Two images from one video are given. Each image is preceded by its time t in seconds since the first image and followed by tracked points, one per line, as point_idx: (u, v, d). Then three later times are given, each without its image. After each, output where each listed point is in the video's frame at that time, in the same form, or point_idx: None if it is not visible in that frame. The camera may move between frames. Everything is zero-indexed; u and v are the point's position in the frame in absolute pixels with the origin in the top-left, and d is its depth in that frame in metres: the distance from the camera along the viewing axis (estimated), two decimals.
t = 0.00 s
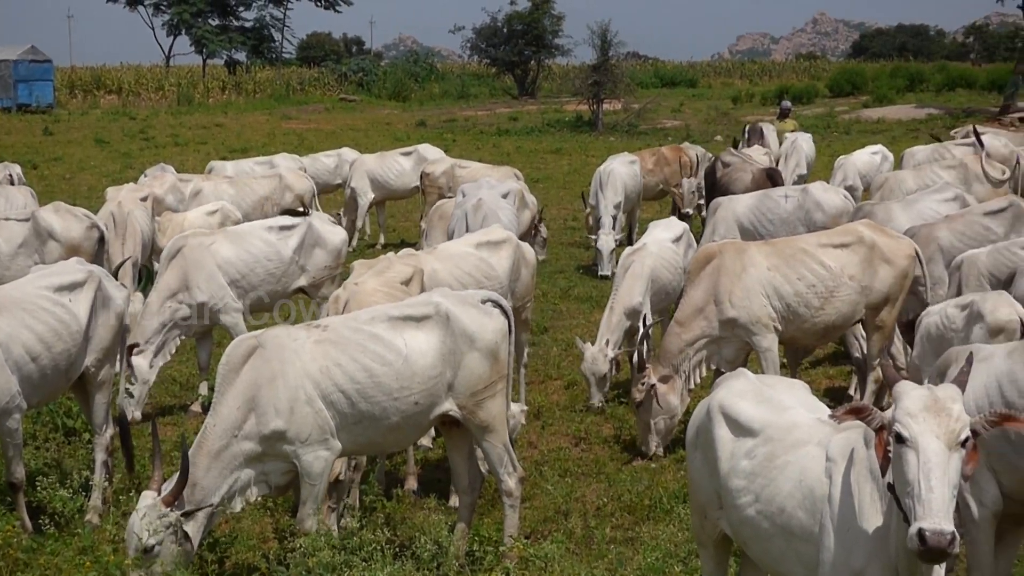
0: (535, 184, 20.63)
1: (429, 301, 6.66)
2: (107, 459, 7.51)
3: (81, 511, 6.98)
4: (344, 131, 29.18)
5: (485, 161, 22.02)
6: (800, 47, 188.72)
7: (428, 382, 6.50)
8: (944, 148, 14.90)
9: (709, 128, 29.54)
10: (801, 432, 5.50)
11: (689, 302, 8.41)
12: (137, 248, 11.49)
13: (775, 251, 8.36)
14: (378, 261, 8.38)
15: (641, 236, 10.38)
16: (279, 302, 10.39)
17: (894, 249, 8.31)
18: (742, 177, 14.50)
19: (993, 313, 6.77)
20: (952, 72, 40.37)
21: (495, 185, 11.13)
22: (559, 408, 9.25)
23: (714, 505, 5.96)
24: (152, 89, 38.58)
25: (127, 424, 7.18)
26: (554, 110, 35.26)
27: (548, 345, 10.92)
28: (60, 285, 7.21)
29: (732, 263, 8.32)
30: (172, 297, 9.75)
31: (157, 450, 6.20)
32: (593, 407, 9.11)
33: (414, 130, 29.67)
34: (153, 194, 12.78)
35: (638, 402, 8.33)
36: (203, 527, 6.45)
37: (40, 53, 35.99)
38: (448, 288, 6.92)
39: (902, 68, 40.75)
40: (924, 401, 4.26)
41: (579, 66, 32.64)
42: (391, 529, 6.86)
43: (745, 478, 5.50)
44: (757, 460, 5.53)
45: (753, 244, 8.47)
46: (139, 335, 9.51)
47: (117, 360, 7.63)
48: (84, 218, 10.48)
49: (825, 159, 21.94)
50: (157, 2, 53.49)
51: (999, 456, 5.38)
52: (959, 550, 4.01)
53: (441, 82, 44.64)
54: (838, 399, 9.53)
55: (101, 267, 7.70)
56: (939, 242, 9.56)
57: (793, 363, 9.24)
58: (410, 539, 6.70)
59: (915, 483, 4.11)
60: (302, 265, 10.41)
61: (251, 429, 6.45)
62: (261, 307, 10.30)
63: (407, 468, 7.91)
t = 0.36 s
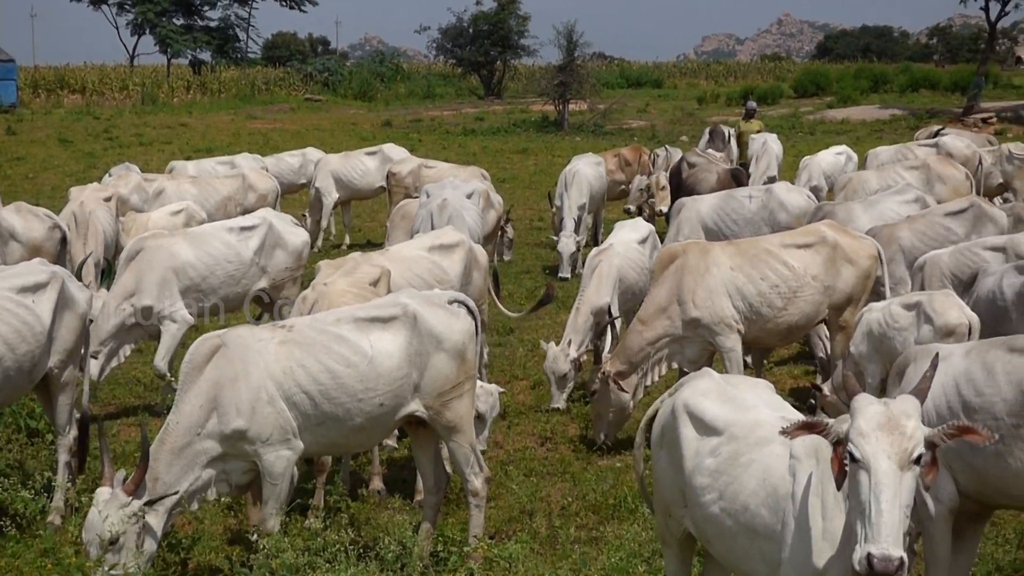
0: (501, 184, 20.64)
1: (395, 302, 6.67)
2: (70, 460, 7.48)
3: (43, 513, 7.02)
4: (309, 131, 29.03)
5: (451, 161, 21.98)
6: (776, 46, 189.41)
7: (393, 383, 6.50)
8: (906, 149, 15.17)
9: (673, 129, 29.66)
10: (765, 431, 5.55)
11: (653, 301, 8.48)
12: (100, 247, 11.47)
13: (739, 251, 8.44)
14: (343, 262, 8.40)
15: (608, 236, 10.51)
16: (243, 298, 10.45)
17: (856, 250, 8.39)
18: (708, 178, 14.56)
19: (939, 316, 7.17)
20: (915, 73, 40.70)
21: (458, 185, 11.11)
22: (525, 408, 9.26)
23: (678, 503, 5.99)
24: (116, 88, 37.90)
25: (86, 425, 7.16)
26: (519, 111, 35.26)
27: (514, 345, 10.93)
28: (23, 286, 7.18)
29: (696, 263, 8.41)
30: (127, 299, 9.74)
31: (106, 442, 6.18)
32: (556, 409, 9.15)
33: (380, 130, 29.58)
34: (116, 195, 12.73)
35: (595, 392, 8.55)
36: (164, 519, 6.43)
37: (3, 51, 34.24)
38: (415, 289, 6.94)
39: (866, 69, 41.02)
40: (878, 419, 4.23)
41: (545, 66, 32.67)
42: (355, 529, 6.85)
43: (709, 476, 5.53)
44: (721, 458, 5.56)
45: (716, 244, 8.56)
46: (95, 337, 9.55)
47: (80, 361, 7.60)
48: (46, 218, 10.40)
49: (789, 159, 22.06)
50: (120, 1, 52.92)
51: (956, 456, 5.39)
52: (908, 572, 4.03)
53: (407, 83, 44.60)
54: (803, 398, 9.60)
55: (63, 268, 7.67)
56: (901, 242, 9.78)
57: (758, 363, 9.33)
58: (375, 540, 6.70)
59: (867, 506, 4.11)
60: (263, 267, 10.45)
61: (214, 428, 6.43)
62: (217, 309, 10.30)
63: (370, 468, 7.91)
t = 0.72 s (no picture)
0: (473, 183, 20.63)
1: (364, 302, 6.68)
2: (40, 459, 7.45)
3: (14, 513, 6.99)
4: (280, 130, 28.97)
5: (422, 160, 21.97)
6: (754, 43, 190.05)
7: (362, 384, 6.50)
8: (876, 149, 15.27)
9: (644, 127, 29.77)
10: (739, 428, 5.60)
11: (621, 299, 8.54)
12: (71, 245, 11.46)
13: (705, 250, 8.57)
14: (314, 262, 8.40)
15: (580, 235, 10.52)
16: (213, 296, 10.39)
17: (824, 247, 8.61)
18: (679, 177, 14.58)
19: (914, 312, 7.31)
20: (884, 73, 41.01)
21: (429, 184, 11.10)
22: (497, 407, 9.26)
23: (650, 501, 6.06)
24: (86, 86, 37.54)
25: (52, 422, 7.44)
26: (491, 109, 35.30)
27: (486, 344, 10.94)
28: None
29: (663, 262, 8.49)
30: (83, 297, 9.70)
31: (96, 453, 6.01)
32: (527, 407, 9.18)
33: (351, 128, 29.53)
34: (86, 193, 12.67)
35: (563, 390, 8.53)
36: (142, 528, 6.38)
37: None
38: (382, 287, 6.95)
39: (836, 69, 41.26)
40: (814, 523, 3.95)
41: (517, 65, 32.71)
42: (328, 529, 6.82)
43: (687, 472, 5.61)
44: (698, 454, 5.64)
45: (684, 244, 8.68)
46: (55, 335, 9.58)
47: (48, 360, 7.56)
48: (14, 216, 10.32)
49: (761, 159, 22.19)
50: None
51: (918, 452, 5.46)
52: None
53: (378, 82, 44.58)
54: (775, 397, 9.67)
55: (30, 267, 7.61)
56: (866, 241, 9.81)
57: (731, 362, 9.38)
58: (348, 539, 6.68)
59: None
60: (227, 264, 10.38)
61: (186, 430, 6.42)
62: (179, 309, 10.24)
63: (341, 468, 7.90)
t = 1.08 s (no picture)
0: (467, 181, 20.63)
1: (355, 300, 6.70)
2: (30, 457, 7.47)
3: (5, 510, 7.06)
4: (274, 128, 28.95)
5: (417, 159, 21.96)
6: (749, 38, 189.91)
7: (355, 381, 6.54)
8: (869, 147, 15.28)
9: (638, 126, 29.76)
10: (734, 424, 5.64)
11: (611, 297, 8.58)
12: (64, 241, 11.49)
13: (697, 248, 8.58)
14: (305, 259, 8.37)
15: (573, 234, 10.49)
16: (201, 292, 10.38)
17: (814, 245, 8.57)
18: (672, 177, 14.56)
19: (905, 309, 7.41)
20: (880, 73, 41.00)
21: (422, 182, 11.10)
22: (490, 405, 9.27)
23: (645, 498, 6.12)
24: (79, 83, 37.31)
25: (43, 418, 7.20)
26: (485, 107, 35.30)
27: (480, 342, 10.94)
28: None
29: (653, 259, 8.53)
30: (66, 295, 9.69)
31: (70, 446, 6.04)
32: (518, 405, 9.19)
33: (345, 127, 29.53)
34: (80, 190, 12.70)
35: (557, 388, 8.58)
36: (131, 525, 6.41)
37: None
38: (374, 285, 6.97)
39: (831, 68, 41.19)
40: None
41: (510, 63, 32.70)
42: (319, 526, 6.84)
43: (682, 468, 5.66)
44: (693, 451, 5.70)
45: (675, 242, 8.69)
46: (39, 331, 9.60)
47: (39, 356, 7.57)
48: (6, 213, 10.32)
49: (755, 159, 22.19)
50: None
51: (902, 449, 5.75)
52: None
53: (372, 79, 44.48)
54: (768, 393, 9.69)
55: (21, 265, 7.59)
56: (857, 240, 9.88)
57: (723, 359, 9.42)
58: (340, 536, 6.72)
59: None
60: (211, 262, 10.34)
61: (179, 428, 6.45)
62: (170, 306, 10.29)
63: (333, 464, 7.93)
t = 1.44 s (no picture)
0: (426, 177, 20.59)
1: (311, 296, 6.69)
2: None
3: None
4: (231, 122, 28.81)
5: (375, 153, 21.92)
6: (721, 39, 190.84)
7: (311, 377, 6.53)
8: (825, 144, 15.44)
9: (597, 122, 29.84)
10: (688, 417, 5.62)
11: (566, 293, 8.60)
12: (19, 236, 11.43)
13: (652, 244, 8.58)
14: (257, 254, 8.31)
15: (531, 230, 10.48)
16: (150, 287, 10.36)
17: (769, 241, 8.61)
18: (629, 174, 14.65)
19: (853, 303, 7.63)
20: (836, 70, 41.37)
21: (380, 177, 11.03)
22: (448, 401, 9.27)
23: (603, 491, 6.10)
24: (34, 76, 36.25)
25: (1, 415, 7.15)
26: (444, 103, 35.31)
27: (438, 337, 10.92)
28: None
29: (608, 255, 8.54)
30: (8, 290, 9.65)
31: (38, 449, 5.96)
32: (474, 402, 9.19)
33: (303, 121, 29.42)
34: (35, 185, 12.61)
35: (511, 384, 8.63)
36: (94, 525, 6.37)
37: None
38: (330, 281, 6.96)
39: (787, 65, 41.50)
40: None
41: (468, 59, 32.71)
42: (275, 523, 6.82)
43: (636, 461, 5.65)
44: (647, 443, 5.69)
45: (630, 238, 8.69)
46: None
47: None
48: None
49: (712, 154, 22.31)
50: None
51: (853, 442, 5.92)
52: None
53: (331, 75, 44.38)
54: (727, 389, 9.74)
55: None
56: (808, 236, 10.19)
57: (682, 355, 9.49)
58: (296, 533, 6.69)
59: None
60: (157, 259, 10.30)
61: (133, 425, 6.41)
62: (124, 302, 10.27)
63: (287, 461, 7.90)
